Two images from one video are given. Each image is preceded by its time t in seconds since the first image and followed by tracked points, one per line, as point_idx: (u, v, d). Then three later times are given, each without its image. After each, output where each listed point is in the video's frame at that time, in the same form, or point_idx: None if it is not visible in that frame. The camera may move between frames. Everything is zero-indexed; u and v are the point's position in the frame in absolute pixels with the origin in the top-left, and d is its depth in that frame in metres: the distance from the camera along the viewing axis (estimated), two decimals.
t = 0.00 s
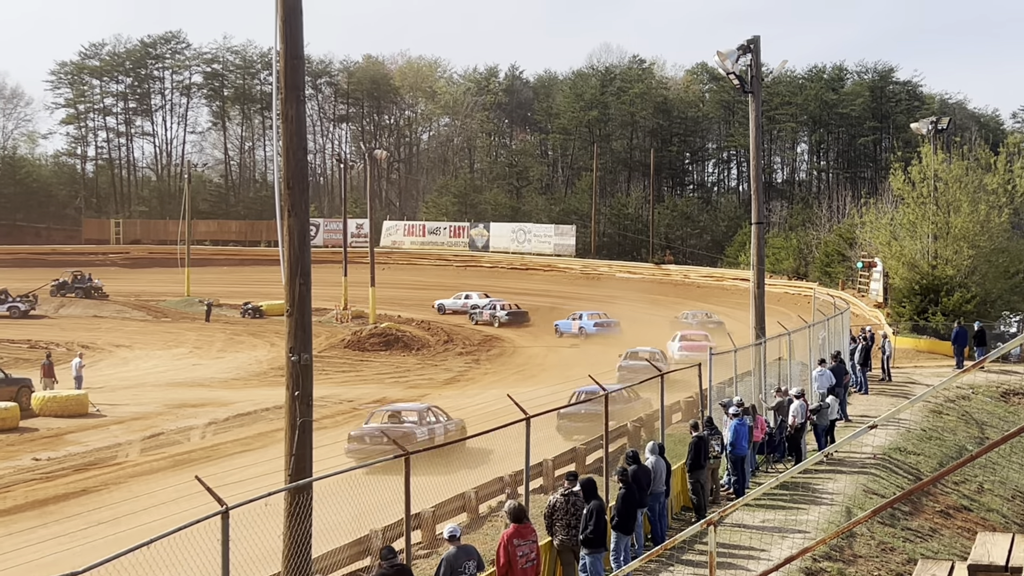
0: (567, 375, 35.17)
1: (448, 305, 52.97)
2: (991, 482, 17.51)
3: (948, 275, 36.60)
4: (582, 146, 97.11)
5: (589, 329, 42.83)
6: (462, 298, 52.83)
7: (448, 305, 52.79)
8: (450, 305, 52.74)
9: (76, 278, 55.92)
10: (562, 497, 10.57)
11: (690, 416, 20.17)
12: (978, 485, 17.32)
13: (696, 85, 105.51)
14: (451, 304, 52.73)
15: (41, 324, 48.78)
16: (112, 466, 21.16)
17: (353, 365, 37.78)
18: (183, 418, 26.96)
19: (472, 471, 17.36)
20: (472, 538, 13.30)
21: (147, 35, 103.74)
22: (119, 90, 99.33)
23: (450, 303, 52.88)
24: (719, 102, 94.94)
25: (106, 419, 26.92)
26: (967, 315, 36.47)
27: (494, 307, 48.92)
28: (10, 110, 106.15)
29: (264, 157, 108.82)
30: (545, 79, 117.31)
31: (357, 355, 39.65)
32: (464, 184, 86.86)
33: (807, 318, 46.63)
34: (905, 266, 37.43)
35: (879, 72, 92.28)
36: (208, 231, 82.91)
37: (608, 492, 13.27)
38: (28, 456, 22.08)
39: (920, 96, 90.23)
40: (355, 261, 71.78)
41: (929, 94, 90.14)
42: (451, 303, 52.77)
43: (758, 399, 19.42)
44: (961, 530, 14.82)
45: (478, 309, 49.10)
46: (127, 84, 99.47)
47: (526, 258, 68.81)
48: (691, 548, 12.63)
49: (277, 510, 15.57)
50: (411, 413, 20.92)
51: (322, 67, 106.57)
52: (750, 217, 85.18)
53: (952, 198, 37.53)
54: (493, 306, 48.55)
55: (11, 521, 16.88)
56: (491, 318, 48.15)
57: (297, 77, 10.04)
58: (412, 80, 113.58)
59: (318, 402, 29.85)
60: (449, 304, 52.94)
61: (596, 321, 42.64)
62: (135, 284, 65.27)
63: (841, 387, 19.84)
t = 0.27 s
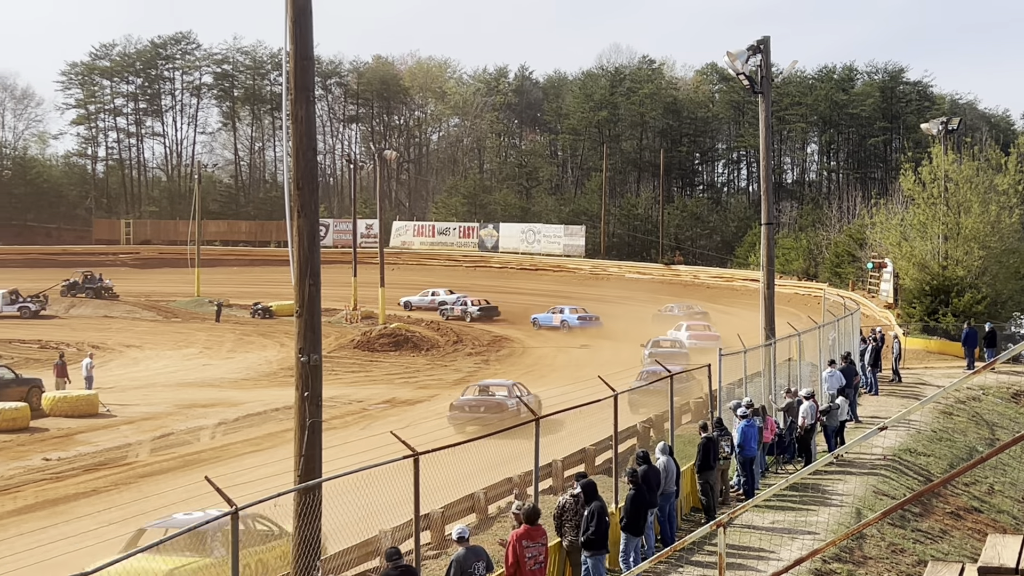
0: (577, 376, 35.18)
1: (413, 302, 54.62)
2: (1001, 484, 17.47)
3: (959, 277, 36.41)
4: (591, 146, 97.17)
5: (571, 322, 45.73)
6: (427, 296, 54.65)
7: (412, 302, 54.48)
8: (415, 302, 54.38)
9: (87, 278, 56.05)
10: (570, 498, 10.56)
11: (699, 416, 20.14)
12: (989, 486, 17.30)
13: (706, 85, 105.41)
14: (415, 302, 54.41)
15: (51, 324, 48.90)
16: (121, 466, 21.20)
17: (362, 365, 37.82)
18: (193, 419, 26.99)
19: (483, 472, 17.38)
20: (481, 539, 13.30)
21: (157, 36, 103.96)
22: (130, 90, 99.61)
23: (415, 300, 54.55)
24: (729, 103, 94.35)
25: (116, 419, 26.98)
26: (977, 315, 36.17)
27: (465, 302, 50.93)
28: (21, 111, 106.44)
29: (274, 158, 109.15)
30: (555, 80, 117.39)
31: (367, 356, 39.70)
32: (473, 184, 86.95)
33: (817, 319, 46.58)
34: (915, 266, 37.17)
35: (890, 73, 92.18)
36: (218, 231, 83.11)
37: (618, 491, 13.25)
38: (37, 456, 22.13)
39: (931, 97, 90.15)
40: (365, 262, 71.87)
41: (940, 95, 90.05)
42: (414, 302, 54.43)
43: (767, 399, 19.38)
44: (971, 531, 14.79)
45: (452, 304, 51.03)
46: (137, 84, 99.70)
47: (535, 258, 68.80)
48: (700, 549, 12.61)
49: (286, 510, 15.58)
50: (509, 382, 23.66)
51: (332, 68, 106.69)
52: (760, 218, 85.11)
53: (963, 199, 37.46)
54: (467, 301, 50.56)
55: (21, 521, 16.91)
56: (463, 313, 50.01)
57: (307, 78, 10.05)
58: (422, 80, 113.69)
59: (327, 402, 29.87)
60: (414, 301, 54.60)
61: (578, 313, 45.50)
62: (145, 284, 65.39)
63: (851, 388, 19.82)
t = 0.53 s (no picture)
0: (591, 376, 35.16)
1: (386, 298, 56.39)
2: (1017, 485, 17.41)
3: (974, 276, 36.54)
4: (606, 147, 97.08)
5: (551, 315, 48.79)
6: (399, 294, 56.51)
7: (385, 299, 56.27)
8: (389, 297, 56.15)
9: (103, 278, 56.22)
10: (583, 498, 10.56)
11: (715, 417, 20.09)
12: (1005, 488, 17.24)
13: (721, 85, 105.19)
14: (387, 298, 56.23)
15: (68, 324, 49.07)
16: (137, 466, 21.26)
17: (377, 365, 37.85)
18: (208, 418, 27.04)
19: (499, 471, 17.42)
20: (495, 539, 13.31)
21: (173, 37, 104.21)
22: (146, 91, 99.90)
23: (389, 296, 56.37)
24: (745, 103, 93.68)
25: (132, 418, 27.05)
26: (994, 315, 36.34)
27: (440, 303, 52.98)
28: (38, 111, 106.78)
29: (289, 158, 109.38)
30: (571, 80, 117.30)
31: (382, 356, 39.74)
32: (488, 184, 86.88)
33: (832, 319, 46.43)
34: (931, 266, 37.41)
35: (906, 72, 91.87)
36: (234, 231, 83.26)
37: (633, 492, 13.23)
38: (54, 455, 22.20)
39: (948, 96, 89.79)
40: (380, 262, 71.95)
41: (956, 95, 89.69)
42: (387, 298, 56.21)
43: (782, 400, 19.32)
44: (987, 532, 14.75)
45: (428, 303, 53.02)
46: (154, 85, 99.94)
47: (550, 258, 68.79)
48: (716, 549, 12.59)
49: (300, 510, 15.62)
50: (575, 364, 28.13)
51: (347, 69, 107.02)
52: (776, 218, 84.81)
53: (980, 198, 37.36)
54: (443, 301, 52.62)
55: (37, 520, 16.95)
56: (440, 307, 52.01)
57: (323, 79, 10.07)
58: (437, 80, 113.65)
59: (342, 402, 29.90)
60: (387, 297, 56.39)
61: (559, 306, 48.76)
62: (162, 284, 65.59)
63: (867, 389, 19.76)
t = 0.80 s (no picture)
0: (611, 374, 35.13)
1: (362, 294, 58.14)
2: None
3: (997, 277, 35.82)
4: (626, 146, 97.12)
5: (536, 309, 50.22)
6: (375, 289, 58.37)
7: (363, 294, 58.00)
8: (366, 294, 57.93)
9: (124, 277, 56.46)
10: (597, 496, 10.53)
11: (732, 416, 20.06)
12: None
13: (741, 84, 105.04)
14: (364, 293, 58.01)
15: (89, 322, 49.30)
16: (158, 464, 21.34)
17: (397, 364, 37.92)
18: (229, 416, 27.14)
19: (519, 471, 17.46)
20: (514, 537, 13.31)
21: (194, 36, 104.58)
22: (168, 90, 100.32)
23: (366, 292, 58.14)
24: (765, 102, 93.79)
25: (153, 416, 27.15)
26: (1018, 315, 35.65)
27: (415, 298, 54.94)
28: (61, 110, 107.28)
29: (310, 157, 109.70)
30: (590, 79, 117.37)
31: (401, 354, 39.82)
32: (508, 184, 86.97)
33: (852, 319, 46.25)
34: (954, 266, 36.85)
35: (927, 71, 91.67)
36: (254, 230, 83.56)
37: (653, 491, 13.22)
38: (75, 453, 22.30)
39: (969, 96, 89.54)
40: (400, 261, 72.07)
41: (978, 94, 89.41)
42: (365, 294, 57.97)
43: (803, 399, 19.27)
44: (1010, 533, 14.68)
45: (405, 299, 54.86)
46: (175, 84, 100.34)
47: (570, 257, 68.78)
48: (734, 548, 12.59)
49: (321, 508, 15.62)
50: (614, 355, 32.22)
51: (367, 68, 106.98)
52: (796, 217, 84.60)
53: (1002, 198, 37.13)
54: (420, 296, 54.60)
55: (58, 517, 17.02)
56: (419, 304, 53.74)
57: (343, 79, 10.13)
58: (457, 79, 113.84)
59: (363, 400, 29.96)
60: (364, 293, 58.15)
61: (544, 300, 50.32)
62: (183, 282, 65.83)
63: (888, 388, 19.67)
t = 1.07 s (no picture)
0: (636, 372, 35.08)
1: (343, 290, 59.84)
2: None
3: None
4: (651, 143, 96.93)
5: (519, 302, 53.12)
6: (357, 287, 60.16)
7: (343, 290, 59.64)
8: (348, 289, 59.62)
9: (151, 274, 56.80)
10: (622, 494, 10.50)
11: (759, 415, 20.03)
12: None
13: (768, 82, 104.69)
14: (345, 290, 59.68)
15: (117, 319, 49.63)
16: (185, 460, 21.46)
17: (422, 361, 38.00)
18: (255, 413, 27.28)
19: (543, 469, 17.50)
20: (540, 535, 13.35)
21: (221, 34, 105.01)
22: (194, 88, 100.80)
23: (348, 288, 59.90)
24: (791, 99, 93.50)
25: (180, 413, 27.30)
26: None
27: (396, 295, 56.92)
28: (88, 109, 108.00)
29: (335, 155, 109.94)
30: (616, 77, 117.21)
31: (426, 352, 39.91)
32: (533, 182, 87.03)
33: (879, 317, 46.03)
34: (980, 265, 36.48)
35: (955, 69, 91.07)
36: (280, 228, 83.93)
37: (678, 489, 13.22)
38: (102, 449, 22.44)
39: (998, 93, 88.92)
40: (425, 259, 72.22)
41: (1007, 91, 88.77)
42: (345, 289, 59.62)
43: (829, 398, 19.19)
44: None
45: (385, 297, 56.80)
46: (202, 82, 100.78)
47: (595, 255, 68.75)
48: (760, 547, 12.56)
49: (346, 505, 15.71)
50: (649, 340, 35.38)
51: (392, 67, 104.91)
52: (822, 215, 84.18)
53: None
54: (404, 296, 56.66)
55: (85, 513, 17.11)
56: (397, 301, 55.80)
57: (369, 77, 10.14)
58: (482, 77, 113.84)
59: (388, 398, 30.04)
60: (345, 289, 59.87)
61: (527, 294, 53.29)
62: (209, 280, 66.17)
63: (915, 389, 19.56)
